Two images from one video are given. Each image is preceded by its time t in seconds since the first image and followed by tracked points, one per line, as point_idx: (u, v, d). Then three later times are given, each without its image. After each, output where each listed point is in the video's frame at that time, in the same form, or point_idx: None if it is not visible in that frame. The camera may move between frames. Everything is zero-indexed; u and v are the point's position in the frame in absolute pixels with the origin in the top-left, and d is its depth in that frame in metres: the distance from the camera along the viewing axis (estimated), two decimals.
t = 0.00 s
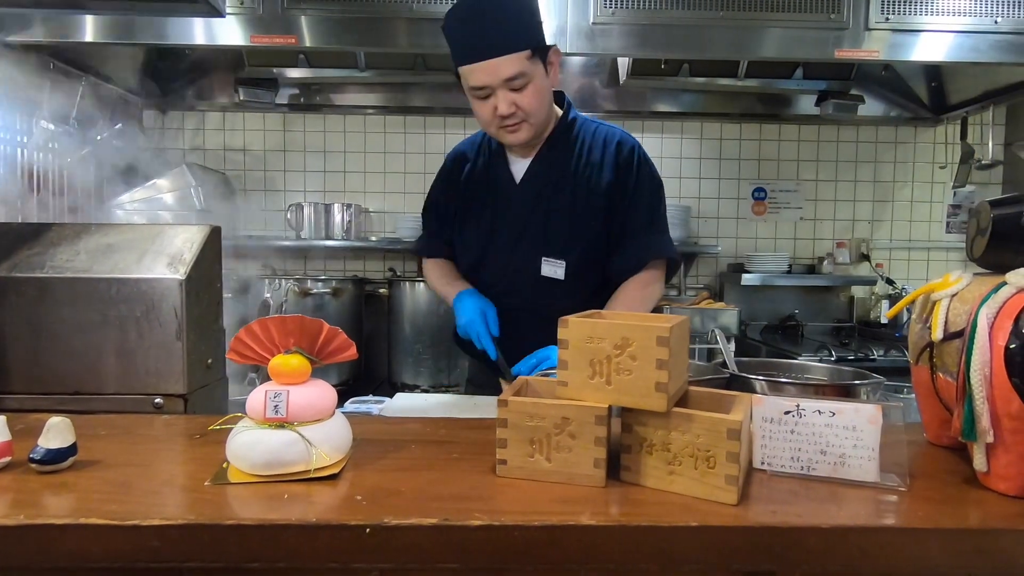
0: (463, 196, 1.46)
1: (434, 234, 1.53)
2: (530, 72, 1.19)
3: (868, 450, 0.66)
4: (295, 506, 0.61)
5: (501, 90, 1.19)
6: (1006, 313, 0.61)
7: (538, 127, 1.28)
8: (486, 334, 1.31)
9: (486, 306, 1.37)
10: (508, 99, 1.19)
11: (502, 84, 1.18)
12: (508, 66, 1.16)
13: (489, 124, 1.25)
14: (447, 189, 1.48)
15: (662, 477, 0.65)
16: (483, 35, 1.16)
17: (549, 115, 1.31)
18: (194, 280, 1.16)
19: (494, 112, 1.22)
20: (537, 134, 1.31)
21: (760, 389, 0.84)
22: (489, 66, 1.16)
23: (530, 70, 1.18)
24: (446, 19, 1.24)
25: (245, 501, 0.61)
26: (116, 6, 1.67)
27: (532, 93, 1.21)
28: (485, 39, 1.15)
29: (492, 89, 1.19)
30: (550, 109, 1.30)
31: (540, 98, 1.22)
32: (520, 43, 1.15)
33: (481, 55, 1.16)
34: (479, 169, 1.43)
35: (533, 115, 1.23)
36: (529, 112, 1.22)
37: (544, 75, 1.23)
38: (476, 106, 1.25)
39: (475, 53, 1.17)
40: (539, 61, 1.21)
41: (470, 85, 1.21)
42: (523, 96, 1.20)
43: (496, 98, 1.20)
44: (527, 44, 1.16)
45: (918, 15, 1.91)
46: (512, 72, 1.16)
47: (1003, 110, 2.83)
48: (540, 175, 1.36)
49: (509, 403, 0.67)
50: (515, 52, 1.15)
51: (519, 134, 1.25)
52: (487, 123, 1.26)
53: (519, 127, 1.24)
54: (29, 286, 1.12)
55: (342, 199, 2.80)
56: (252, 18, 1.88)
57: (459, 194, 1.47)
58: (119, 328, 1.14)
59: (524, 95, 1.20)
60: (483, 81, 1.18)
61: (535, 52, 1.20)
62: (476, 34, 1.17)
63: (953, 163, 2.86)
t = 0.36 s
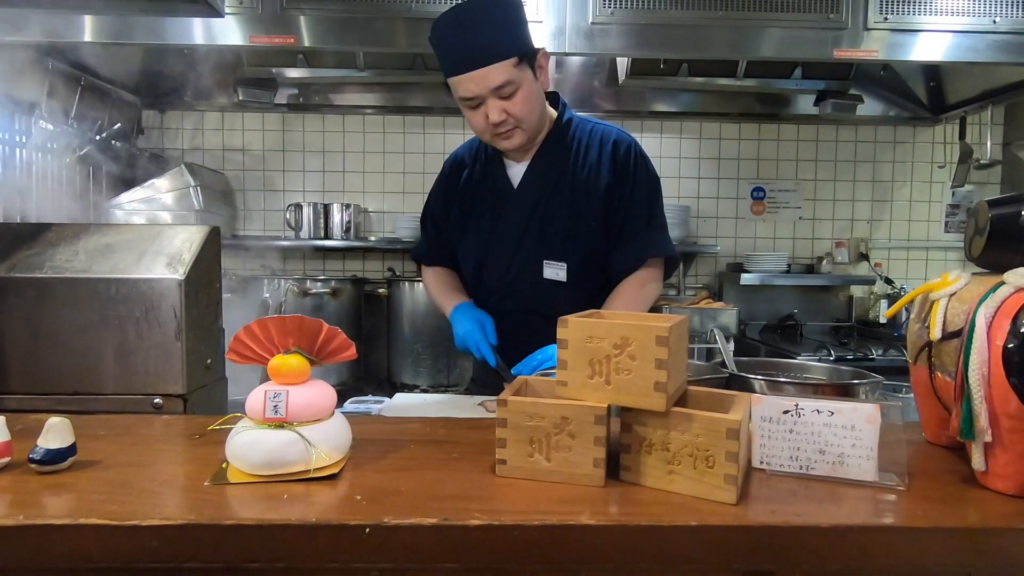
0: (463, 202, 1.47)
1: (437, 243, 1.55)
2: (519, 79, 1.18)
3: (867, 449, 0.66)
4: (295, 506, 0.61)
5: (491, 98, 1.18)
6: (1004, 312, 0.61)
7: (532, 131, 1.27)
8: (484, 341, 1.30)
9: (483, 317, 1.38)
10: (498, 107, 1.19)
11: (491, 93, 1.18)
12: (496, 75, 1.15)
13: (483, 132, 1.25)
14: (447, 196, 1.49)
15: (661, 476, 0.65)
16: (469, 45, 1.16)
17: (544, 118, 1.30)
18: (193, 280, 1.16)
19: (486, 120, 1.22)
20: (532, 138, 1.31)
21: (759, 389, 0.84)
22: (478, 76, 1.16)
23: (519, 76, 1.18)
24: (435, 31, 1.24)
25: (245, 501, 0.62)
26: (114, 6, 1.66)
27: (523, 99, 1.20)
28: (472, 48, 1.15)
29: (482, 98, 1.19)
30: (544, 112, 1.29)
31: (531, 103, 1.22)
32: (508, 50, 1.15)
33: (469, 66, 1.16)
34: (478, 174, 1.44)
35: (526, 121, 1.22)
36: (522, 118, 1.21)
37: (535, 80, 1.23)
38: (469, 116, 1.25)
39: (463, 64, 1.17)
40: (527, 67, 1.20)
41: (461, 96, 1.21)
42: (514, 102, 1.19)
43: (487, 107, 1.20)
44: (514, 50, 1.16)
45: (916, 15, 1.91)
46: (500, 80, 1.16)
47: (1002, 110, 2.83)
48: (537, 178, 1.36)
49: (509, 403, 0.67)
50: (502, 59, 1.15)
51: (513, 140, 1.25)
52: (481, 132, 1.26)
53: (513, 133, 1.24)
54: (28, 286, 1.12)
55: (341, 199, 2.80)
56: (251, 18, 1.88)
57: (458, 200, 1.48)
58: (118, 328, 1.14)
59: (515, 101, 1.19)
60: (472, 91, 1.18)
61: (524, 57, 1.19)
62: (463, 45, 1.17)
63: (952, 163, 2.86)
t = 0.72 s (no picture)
0: (458, 203, 1.47)
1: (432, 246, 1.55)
2: (506, 79, 1.18)
3: (866, 449, 0.66)
4: (294, 506, 0.61)
5: (480, 100, 1.19)
6: (1002, 312, 0.61)
7: (524, 129, 1.28)
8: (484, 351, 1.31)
9: (481, 327, 1.38)
10: (487, 109, 1.19)
11: (480, 94, 1.18)
12: (484, 76, 1.15)
13: (474, 133, 1.25)
14: (443, 197, 1.49)
15: (660, 476, 0.65)
16: (455, 48, 1.15)
17: (534, 115, 1.30)
18: (192, 280, 1.16)
19: (477, 122, 1.22)
20: (524, 136, 1.31)
21: (758, 388, 0.84)
22: (465, 79, 1.16)
23: (506, 76, 1.18)
24: (421, 32, 1.23)
25: (243, 502, 0.61)
26: (112, 6, 1.66)
27: (512, 98, 1.20)
28: (458, 51, 1.15)
29: (471, 100, 1.19)
30: (535, 110, 1.29)
31: (520, 102, 1.21)
32: (495, 49, 1.15)
33: (456, 68, 1.16)
34: (472, 174, 1.44)
35: (517, 120, 1.23)
36: (512, 118, 1.22)
37: (522, 78, 1.22)
38: (459, 117, 1.25)
39: (450, 67, 1.17)
40: (514, 65, 1.20)
41: (450, 98, 1.22)
42: (503, 103, 1.19)
43: (476, 108, 1.20)
44: (500, 49, 1.16)
45: (915, 15, 1.91)
46: (488, 81, 1.16)
47: (1000, 110, 2.84)
48: (532, 177, 1.36)
49: (507, 403, 0.67)
50: (488, 60, 1.15)
51: (504, 140, 1.25)
52: (472, 133, 1.26)
53: (505, 133, 1.25)
54: (27, 286, 1.12)
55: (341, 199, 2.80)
56: (249, 17, 1.88)
57: (454, 201, 1.47)
58: (117, 328, 1.13)
59: (503, 102, 1.19)
60: (460, 93, 1.18)
61: (510, 56, 1.19)
62: (449, 48, 1.16)
63: (951, 163, 2.87)
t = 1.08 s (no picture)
0: (460, 201, 1.47)
1: (436, 244, 1.52)
2: (502, 78, 1.18)
3: (869, 447, 0.65)
4: (295, 505, 0.60)
5: (476, 99, 1.19)
6: (1006, 309, 0.61)
7: (523, 128, 1.28)
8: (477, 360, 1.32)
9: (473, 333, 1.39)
10: (484, 107, 1.19)
11: (476, 94, 1.18)
12: (478, 76, 1.15)
13: (472, 132, 1.26)
14: (444, 197, 1.49)
15: (663, 475, 0.65)
16: (450, 49, 1.16)
17: (533, 112, 1.30)
18: (192, 280, 1.16)
19: (474, 121, 1.22)
20: (523, 134, 1.31)
21: (761, 386, 0.84)
22: (461, 78, 1.16)
23: (502, 75, 1.17)
24: (417, 34, 1.24)
25: (244, 501, 0.61)
26: (111, 5, 1.66)
27: (509, 97, 1.20)
28: (454, 50, 1.15)
29: (468, 100, 1.19)
30: (533, 107, 1.28)
31: (517, 100, 1.21)
32: (489, 48, 1.14)
33: (451, 68, 1.16)
34: (474, 174, 1.44)
35: (514, 119, 1.23)
36: (509, 117, 1.22)
37: (520, 77, 1.22)
38: (458, 117, 1.25)
39: (446, 67, 1.17)
40: (510, 64, 1.19)
41: (447, 98, 1.22)
42: (499, 102, 1.19)
43: (473, 108, 1.20)
44: (495, 48, 1.15)
45: (915, 13, 1.91)
46: (483, 80, 1.16)
47: (1000, 109, 2.84)
48: (534, 176, 1.37)
49: (510, 402, 0.67)
50: (484, 60, 1.15)
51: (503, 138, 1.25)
52: (471, 133, 1.26)
53: (503, 132, 1.25)
54: (27, 285, 1.12)
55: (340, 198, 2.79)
56: (249, 16, 1.88)
57: (457, 200, 1.47)
58: (117, 327, 1.13)
59: (500, 100, 1.19)
60: (457, 94, 1.18)
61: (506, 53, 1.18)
62: (444, 49, 1.16)
63: (951, 161, 2.87)
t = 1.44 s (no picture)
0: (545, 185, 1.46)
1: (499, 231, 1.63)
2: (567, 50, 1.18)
3: (867, 445, 0.66)
4: (294, 504, 0.60)
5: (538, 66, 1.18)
6: (1004, 308, 0.61)
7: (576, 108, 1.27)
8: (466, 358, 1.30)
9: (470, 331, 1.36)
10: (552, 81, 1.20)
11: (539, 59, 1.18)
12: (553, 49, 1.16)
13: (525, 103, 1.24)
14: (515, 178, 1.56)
15: (661, 474, 0.65)
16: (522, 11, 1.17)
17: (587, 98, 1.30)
18: (191, 279, 1.16)
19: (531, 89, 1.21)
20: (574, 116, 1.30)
21: (759, 384, 0.84)
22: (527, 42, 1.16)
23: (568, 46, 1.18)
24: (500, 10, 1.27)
25: (243, 500, 0.61)
26: (109, 4, 1.66)
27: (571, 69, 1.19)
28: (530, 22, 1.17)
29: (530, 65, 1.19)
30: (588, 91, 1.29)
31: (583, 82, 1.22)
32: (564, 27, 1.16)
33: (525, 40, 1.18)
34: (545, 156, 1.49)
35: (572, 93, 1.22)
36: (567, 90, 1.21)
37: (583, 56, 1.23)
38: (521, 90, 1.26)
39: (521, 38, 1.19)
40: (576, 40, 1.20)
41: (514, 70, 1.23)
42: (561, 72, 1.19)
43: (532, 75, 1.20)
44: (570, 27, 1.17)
45: (914, 12, 1.91)
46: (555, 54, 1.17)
47: (999, 108, 2.84)
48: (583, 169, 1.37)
49: (509, 401, 0.67)
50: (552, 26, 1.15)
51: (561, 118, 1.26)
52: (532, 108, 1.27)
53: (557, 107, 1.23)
54: (26, 285, 1.12)
55: (339, 198, 2.79)
56: (248, 16, 1.88)
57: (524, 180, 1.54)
58: (116, 326, 1.13)
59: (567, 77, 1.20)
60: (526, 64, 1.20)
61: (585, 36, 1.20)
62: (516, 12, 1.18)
63: (949, 160, 2.87)
